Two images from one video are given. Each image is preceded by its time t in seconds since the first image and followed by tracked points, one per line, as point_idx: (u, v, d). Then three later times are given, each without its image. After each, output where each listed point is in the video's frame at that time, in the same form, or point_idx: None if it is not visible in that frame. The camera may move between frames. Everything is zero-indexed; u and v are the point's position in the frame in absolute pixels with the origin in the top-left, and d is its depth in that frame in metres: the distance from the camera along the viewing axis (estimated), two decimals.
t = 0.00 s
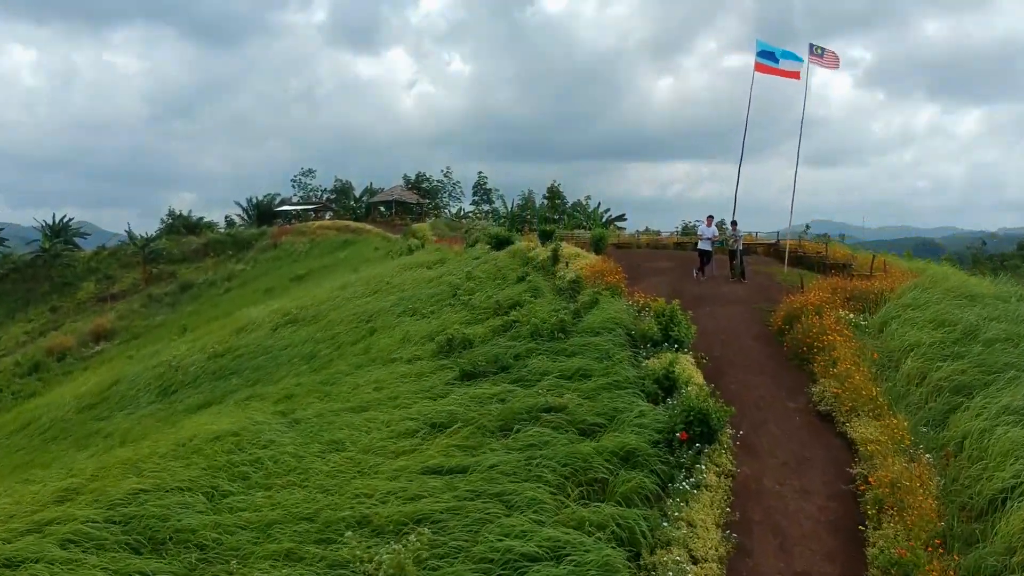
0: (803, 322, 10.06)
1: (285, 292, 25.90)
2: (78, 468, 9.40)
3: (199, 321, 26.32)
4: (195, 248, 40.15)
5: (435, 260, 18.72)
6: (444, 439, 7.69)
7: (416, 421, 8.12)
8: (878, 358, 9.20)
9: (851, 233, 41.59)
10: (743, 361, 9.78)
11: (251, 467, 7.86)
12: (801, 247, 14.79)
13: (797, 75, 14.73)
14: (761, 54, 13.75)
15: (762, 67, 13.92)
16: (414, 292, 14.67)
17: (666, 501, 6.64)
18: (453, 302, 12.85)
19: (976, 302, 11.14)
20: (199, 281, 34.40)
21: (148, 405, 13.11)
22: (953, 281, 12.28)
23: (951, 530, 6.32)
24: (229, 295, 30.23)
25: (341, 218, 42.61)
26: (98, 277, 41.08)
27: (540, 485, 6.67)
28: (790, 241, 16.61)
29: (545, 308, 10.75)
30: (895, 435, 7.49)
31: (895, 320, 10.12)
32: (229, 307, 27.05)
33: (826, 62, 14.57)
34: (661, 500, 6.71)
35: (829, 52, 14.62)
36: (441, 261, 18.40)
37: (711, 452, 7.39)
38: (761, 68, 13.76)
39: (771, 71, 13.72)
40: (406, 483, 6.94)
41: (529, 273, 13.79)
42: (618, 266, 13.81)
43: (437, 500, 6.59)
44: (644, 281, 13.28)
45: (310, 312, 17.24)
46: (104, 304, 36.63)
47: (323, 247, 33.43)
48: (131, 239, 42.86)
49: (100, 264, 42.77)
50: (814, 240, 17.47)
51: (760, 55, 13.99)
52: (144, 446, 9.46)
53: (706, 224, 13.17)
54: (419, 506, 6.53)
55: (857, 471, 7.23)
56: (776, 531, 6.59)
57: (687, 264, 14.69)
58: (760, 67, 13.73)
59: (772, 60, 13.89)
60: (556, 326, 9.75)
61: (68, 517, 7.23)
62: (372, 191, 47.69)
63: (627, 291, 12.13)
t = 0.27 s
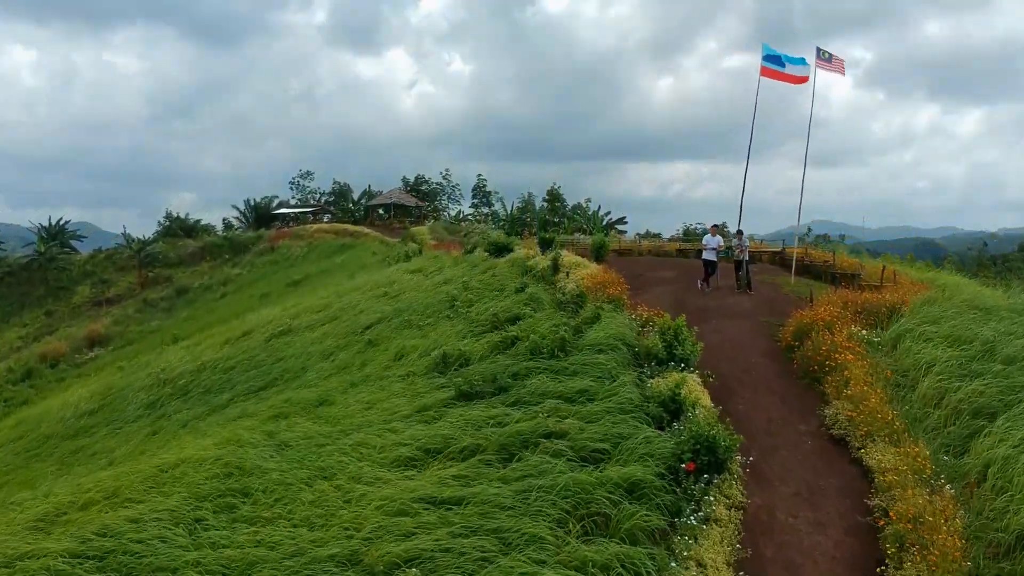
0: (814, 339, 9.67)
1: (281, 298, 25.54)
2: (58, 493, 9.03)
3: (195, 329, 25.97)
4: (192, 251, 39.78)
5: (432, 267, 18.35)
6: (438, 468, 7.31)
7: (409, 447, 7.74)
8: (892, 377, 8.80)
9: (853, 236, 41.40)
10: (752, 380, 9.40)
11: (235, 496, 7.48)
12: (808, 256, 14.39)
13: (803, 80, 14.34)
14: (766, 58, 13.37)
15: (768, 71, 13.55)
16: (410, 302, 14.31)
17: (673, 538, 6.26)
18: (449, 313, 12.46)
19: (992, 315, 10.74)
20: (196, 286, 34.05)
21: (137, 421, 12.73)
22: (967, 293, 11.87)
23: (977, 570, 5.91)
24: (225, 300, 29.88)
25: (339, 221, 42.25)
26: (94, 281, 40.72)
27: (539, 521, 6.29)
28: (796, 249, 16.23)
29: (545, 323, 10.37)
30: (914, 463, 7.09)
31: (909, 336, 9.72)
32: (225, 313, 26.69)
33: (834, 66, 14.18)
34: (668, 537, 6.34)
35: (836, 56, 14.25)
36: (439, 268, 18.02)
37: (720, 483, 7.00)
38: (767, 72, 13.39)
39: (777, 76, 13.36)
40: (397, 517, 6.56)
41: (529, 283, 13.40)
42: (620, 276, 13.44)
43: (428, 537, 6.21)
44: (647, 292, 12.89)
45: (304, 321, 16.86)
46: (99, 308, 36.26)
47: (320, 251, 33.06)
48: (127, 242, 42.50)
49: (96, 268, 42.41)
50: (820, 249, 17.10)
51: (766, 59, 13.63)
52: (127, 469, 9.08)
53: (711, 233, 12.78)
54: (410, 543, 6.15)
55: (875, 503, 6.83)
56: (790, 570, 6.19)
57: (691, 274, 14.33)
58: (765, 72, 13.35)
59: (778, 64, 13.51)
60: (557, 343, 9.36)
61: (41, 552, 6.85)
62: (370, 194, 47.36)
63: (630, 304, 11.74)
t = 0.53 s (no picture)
0: (825, 355, 9.27)
1: (277, 304, 25.17)
2: (37, 517, 8.65)
3: (190, 334, 25.59)
4: (189, 254, 39.40)
5: (429, 274, 17.96)
6: (432, 496, 6.92)
7: (402, 473, 7.35)
8: (908, 397, 8.40)
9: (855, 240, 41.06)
10: (761, 399, 9.00)
11: (218, 526, 7.09)
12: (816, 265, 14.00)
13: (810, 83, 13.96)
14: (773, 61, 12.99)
15: (775, 74, 13.16)
16: (406, 311, 13.92)
17: None
18: (446, 325, 12.07)
19: (1009, 328, 10.35)
20: (192, 290, 33.66)
21: (124, 435, 12.34)
22: (981, 304, 11.47)
23: None
24: (221, 304, 29.51)
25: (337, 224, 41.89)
26: (90, 284, 40.32)
27: (539, 557, 5.89)
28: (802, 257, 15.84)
29: (544, 337, 9.98)
30: (935, 493, 6.69)
31: (924, 351, 9.31)
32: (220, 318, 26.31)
33: (843, 69, 13.79)
34: (676, 574, 5.94)
35: (844, 59, 13.86)
36: (437, 275, 17.64)
37: (730, 513, 6.60)
38: (773, 75, 13.00)
39: (784, 79, 12.97)
40: (388, 552, 6.15)
41: (528, 293, 13.01)
42: (622, 286, 13.05)
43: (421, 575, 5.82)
44: (650, 303, 12.50)
45: (298, 330, 16.47)
46: (94, 312, 35.85)
47: (317, 254, 32.69)
48: (123, 245, 42.11)
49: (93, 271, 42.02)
50: (826, 256, 16.72)
51: (772, 62, 13.24)
52: (108, 491, 8.69)
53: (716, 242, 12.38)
54: None
55: (896, 536, 6.42)
56: None
57: (695, 283, 13.94)
58: (772, 75, 12.97)
59: (785, 67, 13.12)
60: (557, 360, 8.96)
61: None
62: (369, 197, 47.01)
63: (633, 316, 11.36)
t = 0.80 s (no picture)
0: (837, 371, 8.88)
1: (273, 309, 24.79)
2: (13, 543, 8.26)
3: (184, 340, 25.23)
4: (185, 257, 39.04)
5: (426, 279, 17.56)
6: (425, 524, 6.53)
7: (394, 499, 6.96)
8: (926, 416, 8.00)
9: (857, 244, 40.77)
10: (770, 417, 8.61)
11: (199, 557, 6.71)
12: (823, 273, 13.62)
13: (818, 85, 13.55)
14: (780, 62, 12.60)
15: (781, 76, 12.76)
16: (401, 320, 13.54)
17: None
18: (443, 336, 11.69)
19: None
20: (188, 293, 33.29)
21: (110, 450, 11.95)
22: (997, 314, 11.07)
23: None
24: (217, 308, 29.14)
25: (335, 226, 41.53)
26: (85, 286, 39.95)
27: None
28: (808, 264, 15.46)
29: (544, 351, 9.59)
30: (958, 523, 6.29)
31: (940, 366, 8.92)
32: (216, 323, 25.97)
33: (853, 71, 13.38)
34: None
35: (853, 60, 13.46)
36: (433, 281, 17.26)
37: (742, 545, 6.20)
38: (780, 77, 12.61)
39: (791, 81, 12.56)
40: None
41: (527, 303, 12.62)
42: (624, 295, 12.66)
43: None
44: (653, 313, 12.11)
45: (293, 337, 16.09)
46: (89, 316, 35.47)
47: (315, 257, 32.32)
48: (119, 248, 41.72)
49: (88, 274, 41.65)
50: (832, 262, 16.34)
51: (779, 63, 12.84)
52: (87, 515, 8.30)
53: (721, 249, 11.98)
54: None
55: (918, 570, 6.03)
56: None
57: (699, 291, 13.56)
58: (779, 77, 12.58)
59: (792, 69, 12.73)
60: (556, 376, 8.56)
61: None
62: (367, 198, 46.65)
63: (635, 327, 10.96)
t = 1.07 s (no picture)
0: (850, 386, 8.49)
1: (268, 313, 24.42)
2: None
3: (179, 345, 24.86)
4: (182, 260, 38.66)
5: (423, 284, 17.18)
6: (417, 553, 6.13)
7: (384, 526, 6.56)
8: (945, 435, 7.60)
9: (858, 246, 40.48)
10: (780, 435, 8.22)
11: None
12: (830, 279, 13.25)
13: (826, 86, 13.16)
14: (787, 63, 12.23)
15: (788, 77, 12.38)
16: (397, 327, 13.15)
17: None
18: (439, 346, 11.30)
19: None
20: (184, 296, 32.90)
21: (95, 464, 11.54)
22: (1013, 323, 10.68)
23: None
24: (213, 312, 28.76)
25: (333, 228, 41.18)
26: (80, 289, 39.55)
27: None
28: (814, 269, 15.09)
29: (543, 364, 9.20)
30: (985, 554, 5.90)
31: (958, 380, 8.53)
32: (211, 328, 25.61)
33: (862, 71, 12.99)
34: None
35: (861, 60, 13.08)
36: (430, 285, 16.88)
37: None
38: (787, 78, 12.23)
39: (798, 82, 12.18)
40: None
41: (526, 311, 12.22)
42: (627, 303, 12.27)
43: None
44: (657, 322, 11.72)
45: (285, 345, 15.69)
46: (84, 319, 35.08)
47: (313, 260, 31.95)
48: (115, 250, 41.31)
49: (84, 277, 41.27)
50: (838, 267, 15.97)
51: (786, 64, 12.47)
52: (64, 539, 7.91)
53: (727, 257, 11.58)
54: None
55: None
56: None
57: (703, 299, 13.18)
58: (786, 79, 12.21)
59: (800, 70, 12.35)
60: (557, 391, 8.16)
61: None
62: (365, 200, 46.31)
63: (639, 338, 10.57)
